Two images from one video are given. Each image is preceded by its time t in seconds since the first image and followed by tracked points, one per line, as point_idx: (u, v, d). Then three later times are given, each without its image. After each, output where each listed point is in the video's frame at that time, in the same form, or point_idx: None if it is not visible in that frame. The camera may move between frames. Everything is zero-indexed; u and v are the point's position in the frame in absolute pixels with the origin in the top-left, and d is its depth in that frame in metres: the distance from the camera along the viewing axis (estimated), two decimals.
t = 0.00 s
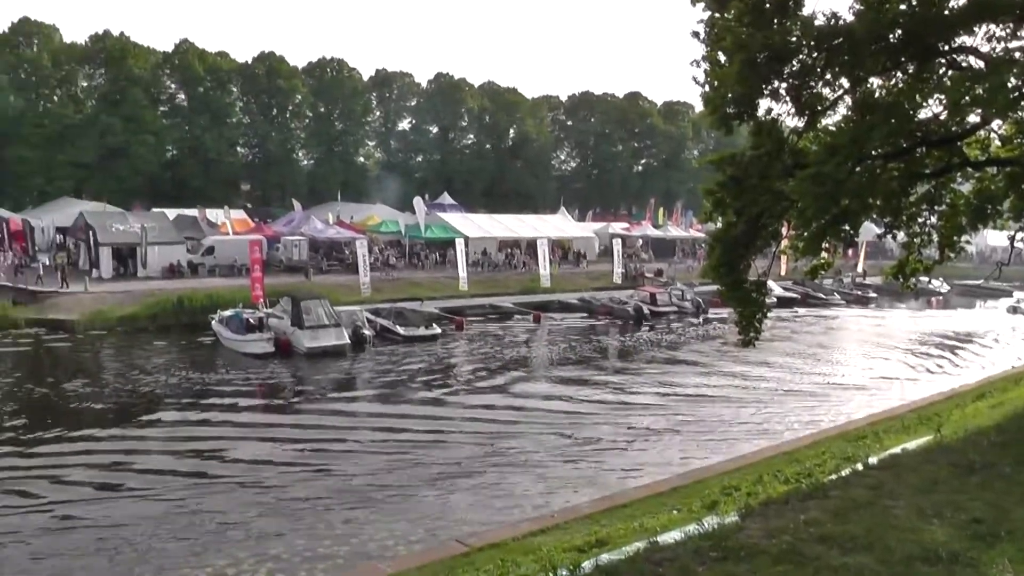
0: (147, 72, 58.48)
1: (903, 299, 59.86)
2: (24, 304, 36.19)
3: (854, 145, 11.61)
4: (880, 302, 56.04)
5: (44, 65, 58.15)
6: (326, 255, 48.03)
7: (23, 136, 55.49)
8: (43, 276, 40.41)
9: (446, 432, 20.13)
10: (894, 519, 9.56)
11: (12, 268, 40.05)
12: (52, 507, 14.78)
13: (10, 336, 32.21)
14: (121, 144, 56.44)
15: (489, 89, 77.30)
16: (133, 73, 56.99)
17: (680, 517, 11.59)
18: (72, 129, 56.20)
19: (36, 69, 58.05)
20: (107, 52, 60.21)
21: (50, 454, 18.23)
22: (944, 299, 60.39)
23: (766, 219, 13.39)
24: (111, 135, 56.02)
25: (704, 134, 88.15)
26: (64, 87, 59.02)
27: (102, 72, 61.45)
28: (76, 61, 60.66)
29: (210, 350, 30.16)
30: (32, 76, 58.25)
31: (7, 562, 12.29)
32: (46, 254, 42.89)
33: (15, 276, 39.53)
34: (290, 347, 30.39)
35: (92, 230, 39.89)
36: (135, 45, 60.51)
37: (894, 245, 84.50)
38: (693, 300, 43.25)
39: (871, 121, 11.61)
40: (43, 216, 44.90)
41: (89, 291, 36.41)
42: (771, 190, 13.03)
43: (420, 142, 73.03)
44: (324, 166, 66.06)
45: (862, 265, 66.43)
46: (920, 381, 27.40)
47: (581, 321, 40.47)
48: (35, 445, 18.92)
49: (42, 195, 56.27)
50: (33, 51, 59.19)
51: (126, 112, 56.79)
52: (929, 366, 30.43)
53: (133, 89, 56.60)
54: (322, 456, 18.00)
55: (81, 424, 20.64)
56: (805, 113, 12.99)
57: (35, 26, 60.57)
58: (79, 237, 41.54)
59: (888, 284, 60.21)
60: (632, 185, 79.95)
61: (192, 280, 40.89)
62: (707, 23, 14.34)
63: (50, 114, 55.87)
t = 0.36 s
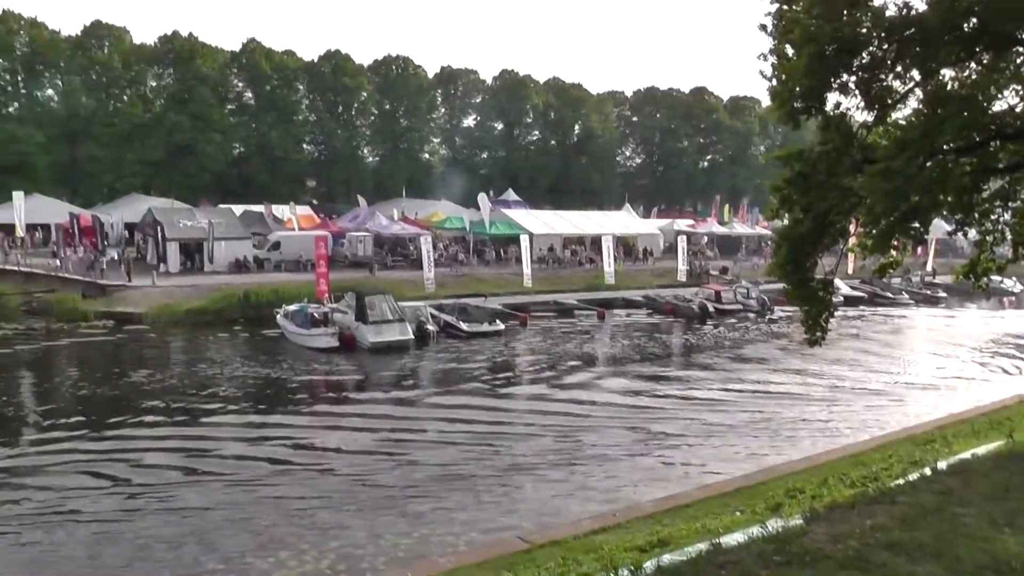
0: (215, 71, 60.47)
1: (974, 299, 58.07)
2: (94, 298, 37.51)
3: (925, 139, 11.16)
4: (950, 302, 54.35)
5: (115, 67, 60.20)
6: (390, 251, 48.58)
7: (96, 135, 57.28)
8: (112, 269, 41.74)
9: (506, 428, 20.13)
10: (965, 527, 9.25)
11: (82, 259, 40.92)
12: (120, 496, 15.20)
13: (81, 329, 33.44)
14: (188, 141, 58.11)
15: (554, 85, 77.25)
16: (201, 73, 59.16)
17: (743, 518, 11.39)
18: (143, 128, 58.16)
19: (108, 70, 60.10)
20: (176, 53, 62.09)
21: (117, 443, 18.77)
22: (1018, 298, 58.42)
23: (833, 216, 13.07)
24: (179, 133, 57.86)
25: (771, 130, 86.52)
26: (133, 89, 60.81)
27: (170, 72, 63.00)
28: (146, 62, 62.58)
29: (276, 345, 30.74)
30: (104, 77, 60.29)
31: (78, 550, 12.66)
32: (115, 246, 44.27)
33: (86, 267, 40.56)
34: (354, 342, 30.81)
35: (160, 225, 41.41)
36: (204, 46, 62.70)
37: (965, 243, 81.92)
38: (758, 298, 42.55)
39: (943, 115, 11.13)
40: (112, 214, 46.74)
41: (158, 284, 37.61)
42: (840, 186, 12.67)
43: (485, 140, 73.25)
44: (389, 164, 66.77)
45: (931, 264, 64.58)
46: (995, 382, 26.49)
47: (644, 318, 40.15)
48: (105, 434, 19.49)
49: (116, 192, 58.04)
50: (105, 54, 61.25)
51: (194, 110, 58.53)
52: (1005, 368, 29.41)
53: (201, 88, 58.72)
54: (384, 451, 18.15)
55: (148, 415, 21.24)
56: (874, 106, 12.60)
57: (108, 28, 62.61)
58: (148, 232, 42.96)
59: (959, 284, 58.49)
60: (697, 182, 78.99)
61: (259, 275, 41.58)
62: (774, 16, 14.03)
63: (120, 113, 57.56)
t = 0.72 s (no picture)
0: (276, 77, 62.35)
1: None
2: (156, 296, 38.47)
3: (992, 142, 10.65)
4: (1018, 310, 52.73)
5: (179, 73, 62.04)
6: (449, 254, 48.89)
7: (161, 139, 58.83)
8: (174, 270, 42.48)
9: (562, 431, 20.07)
10: None
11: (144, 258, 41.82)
12: (179, 491, 15.53)
13: (144, 327, 34.37)
14: (249, 143, 59.31)
15: (613, 88, 77.13)
16: (261, 77, 61.34)
17: (801, 528, 11.19)
18: (205, 131, 59.53)
19: (172, 76, 61.89)
20: (239, 58, 63.91)
21: (177, 439, 19.19)
22: None
23: (895, 221, 12.78)
24: (241, 136, 59.09)
25: (831, 132, 85.11)
26: (197, 93, 62.67)
27: (234, 76, 65.02)
28: (208, 67, 64.19)
29: (335, 346, 31.18)
30: (169, 82, 62.23)
31: (139, 544, 12.98)
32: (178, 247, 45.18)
33: (148, 268, 41.37)
34: (412, 344, 31.02)
35: (221, 227, 42.06)
36: (267, 52, 64.41)
37: None
38: (818, 304, 41.82)
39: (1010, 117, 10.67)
40: (175, 215, 47.80)
41: (220, 284, 38.39)
42: (902, 190, 12.38)
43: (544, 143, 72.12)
44: (448, 167, 67.27)
45: (999, 271, 62.72)
46: None
47: (702, 324, 39.74)
48: (166, 430, 19.95)
49: (181, 194, 59.37)
50: (170, 59, 62.98)
51: (256, 114, 60.06)
52: None
53: (261, 92, 60.61)
54: (439, 452, 18.23)
55: (208, 413, 21.68)
56: (939, 109, 12.24)
57: (173, 34, 64.19)
58: (209, 234, 43.71)
59: None
60: (757, 186, 78.05)
61: (319, 277, 41.90)
62: (837, 16, 13.73)
63: (183, 117, 58.96)
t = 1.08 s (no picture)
0: (334, 80, 63.50)
1: None
2: (214, 297, 39.17)
3: None
4: None
5: (237, 77, 63.27)
6: (505, 256, 48.90)
7: (220, 142, 59.85)
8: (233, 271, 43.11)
9: (616, 433, 19.95)
10: None
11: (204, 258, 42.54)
12: (235, 488, 15.79)
13: (202, 327, 35.02)
14: (307, 147, 60.21)
15: (669, 90, 76.58)
16: (318, 81, 62.48)
17: (858, 538, 10.94)
18: (264, 135, 60.56)
19: (231, 80, 63.20)
20: (297, 62, 65.05)
21: (233, 437, 19.53)
22: None
23: (956, 225, 12.44)
24: (298, 139, 60.10)
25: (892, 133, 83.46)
26: (256, 97, 63.93)
27: (292, 80, 66.02)
28: (267, 71, 65.35)
29: (390, 347, 31.41)
30: (228, 87, 63.52)
31: (195, 539, 13.21)
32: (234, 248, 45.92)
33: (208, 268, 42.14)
34: (468, 346, 31.13)
35: (278, 229, 42.83)
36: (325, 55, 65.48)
37: None
38: (878, 310, 40.84)
39: None
40: (233, 217, 48.80)
41: (277, 285, 38.95)
42: (965, 193, 12.04)
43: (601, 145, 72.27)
44: (504, 170, 67.10)
45: None
46: None
47: (759, 328, 39.13)
48: (222, 428, 20.29)
49: (239, 196, 60.37)
50: (229, 64, 64.20)
51: (314, 117, 61.11)
52: None
53: (318, 96, 61.81)
54: (494, 453, 18.26)
55: (264, 411, 21.97)
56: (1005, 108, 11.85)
57: (233, 39, 65.26)
58: (267, 235, 44.55)
59: None
60: (816, 189, 76.76)
61: (374, 279, 42.35)
62: (900, 13, 13.41)
63: (242, 121, 60.04)
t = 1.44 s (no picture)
0: (390, 84, 64.36)
1: None
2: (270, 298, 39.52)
3: None
4: None
5: (295, 82, 64.21)
6: (561, 259, 48.78)
7: (278, 146, 60.85)
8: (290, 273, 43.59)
9: (673, 437, 19.75)
10: None
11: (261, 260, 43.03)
12: (291, 486, 16.00)
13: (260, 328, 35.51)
14: (364, 150, 60.94)
15: (726, 91, 75.74)
16: (375, 86, 63.31)
17: (919, 550, 10.65)
18: (321, 139, 61.35)
19: (288, 85, 64.24)
20: (354, 66, 65.92)
21: (291, 435, 19.78)
22: None
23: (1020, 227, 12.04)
24: (355, 142, 60.87)
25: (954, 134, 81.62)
26: (313, 101, 64.16)
27: (348, 84, 66.84)
28: (324, 76, 66.32)
29: (445, 349, 31.56)
30: (285, 92, 64.46)
31: (252, 537, 13.43)
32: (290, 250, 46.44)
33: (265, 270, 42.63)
34: (523, 349, 31.21)
35: (335, 231, 43.55)
36: (382, 60, 66.37)
37: None
38: (938, 315, 39.82)
39: None
40: (289, 221, 49.72)
41: (332, 287, 39.34)
42: None
43: (657, 147, 71.80)
44: (561, 172, 66.50)
45: None
46: None
47: (816, 333, 38.44)
48: (279, 427, 20.54)
49: (296, 199, 61.23)
50: (288, 69, 65.22)
51: (371, 121, 61.84)
52: None
53: (375, 100, 62.72)
54: (549, 456, 18.21)
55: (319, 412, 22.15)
56: None
57: (290, 45, 66.42)
58: (324, 238, 45.22)
59: None
60: (875, 191, 75.25)
61: (427, 281, 42.71)
62: (964, 12, 13.09)
63: (299, 125, 60.92)
